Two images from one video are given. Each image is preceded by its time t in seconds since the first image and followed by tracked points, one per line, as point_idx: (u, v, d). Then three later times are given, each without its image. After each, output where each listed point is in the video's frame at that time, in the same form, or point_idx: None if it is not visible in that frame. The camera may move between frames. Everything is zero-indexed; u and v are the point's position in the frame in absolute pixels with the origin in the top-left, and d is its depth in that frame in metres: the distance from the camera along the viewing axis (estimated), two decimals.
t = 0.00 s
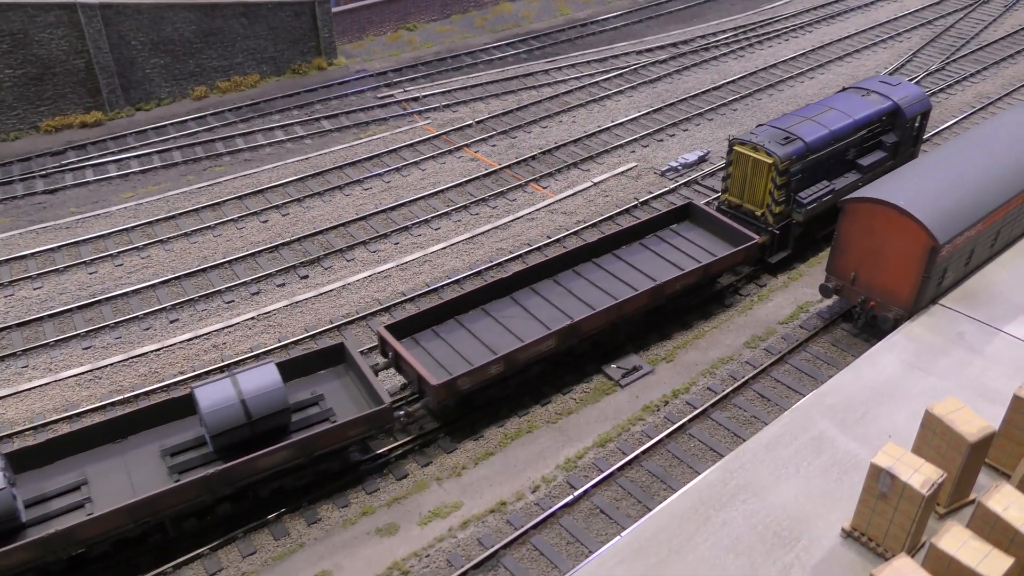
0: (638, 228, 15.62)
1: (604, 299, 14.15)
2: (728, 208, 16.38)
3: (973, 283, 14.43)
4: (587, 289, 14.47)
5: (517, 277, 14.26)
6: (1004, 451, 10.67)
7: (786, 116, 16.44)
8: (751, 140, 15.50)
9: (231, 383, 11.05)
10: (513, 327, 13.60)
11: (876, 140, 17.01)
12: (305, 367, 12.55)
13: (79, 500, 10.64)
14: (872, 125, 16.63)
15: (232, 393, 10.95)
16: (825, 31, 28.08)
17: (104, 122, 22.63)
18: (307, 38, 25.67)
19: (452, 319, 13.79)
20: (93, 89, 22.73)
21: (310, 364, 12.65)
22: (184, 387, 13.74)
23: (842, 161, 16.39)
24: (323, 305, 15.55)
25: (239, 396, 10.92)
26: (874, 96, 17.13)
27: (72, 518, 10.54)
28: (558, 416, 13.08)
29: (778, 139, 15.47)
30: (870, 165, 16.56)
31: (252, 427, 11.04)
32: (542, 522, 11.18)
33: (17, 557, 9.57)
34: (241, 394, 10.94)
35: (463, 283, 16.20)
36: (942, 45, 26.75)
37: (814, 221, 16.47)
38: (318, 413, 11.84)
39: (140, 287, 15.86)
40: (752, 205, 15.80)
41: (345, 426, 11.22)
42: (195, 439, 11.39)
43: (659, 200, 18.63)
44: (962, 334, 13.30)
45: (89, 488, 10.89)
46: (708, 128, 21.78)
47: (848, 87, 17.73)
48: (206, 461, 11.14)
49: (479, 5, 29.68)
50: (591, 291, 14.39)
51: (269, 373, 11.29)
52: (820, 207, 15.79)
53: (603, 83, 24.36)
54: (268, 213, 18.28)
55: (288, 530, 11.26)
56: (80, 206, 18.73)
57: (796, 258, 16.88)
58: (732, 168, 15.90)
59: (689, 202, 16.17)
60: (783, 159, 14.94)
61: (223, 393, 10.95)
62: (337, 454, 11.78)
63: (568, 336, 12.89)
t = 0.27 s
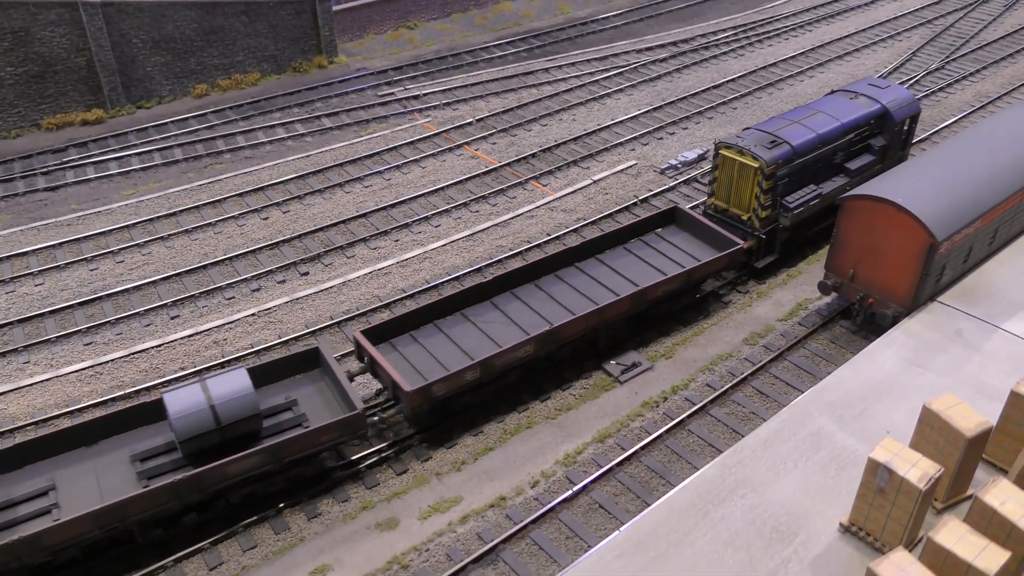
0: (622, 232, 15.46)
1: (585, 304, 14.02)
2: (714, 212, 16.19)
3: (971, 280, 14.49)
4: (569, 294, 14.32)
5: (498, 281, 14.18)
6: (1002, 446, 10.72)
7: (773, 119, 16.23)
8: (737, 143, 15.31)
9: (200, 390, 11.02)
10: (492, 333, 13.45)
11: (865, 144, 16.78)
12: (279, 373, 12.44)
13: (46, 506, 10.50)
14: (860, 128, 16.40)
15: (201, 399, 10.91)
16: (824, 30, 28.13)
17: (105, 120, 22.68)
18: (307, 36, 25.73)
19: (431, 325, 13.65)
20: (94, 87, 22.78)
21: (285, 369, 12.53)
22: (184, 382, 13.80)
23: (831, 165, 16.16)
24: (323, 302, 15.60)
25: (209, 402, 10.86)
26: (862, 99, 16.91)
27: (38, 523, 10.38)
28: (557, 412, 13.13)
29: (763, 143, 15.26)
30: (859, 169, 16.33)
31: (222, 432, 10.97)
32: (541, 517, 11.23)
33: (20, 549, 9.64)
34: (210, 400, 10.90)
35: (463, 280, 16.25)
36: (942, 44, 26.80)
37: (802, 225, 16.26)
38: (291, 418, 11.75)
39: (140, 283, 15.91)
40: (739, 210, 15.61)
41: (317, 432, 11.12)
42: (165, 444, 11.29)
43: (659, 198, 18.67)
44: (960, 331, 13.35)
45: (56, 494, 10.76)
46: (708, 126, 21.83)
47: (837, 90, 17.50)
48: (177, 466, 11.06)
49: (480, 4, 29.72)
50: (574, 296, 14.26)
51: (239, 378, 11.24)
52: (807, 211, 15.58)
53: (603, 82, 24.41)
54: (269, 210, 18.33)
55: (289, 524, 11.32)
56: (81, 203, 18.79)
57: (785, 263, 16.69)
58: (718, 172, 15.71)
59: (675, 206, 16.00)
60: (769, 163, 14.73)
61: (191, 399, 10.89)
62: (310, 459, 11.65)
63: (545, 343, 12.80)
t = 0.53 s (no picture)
0: (605, 237, 15.38)
1: (566, 310, 13.95)
2: (699, 216, 16.12)
3: (969, 278, 14.53)
4: (550, 300, 14.26)
5: (479, 286, 14.12)
6: (999, 443, 10.77)
7: (759, 123, 16.18)
8: (722, 148, 15.25)
9: (169, 396, 10.94)
10: (472, 339, 13.41)
11: (852, 148, 16.73)
12: (252, 379, 12.36)
13: (13, 512, 10.38)
14: (848, 132, 16.36)
15: (170, 405, 10.83)
16: (824, 29, 28.18)
17: (106, 118, 22.74)
18: (308, 35, 25.78)
19: (410, 329, 13.61)
20: (95, 85, 22.84)
21: (259, 375, 12.45)
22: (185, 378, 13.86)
23: (817, 169, 16.11)
24: (323, 299, 15.66)
25: (179, 408, 10.80)
26: (851, 103, 16.85)
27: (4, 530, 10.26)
28: (556, 409, 13.19)
29: (748, 147, 15.22)
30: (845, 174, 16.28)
31: (190, 439, 10.88)
32: (539, 513, 11.29)
33: (25, 542, 9.72)
34: (179, 407, 10.83)
35: (463, 277, 16.30)
36: (941, 44, 26.83)
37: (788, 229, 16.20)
38: (263, 425, 11.65)
39: (141, 281, 15.97)
40: (723, 214, 15.54)
41: (288, 438, 11.02)
42: (135, 450, 11.19)
43: (658, 196, 18.72)
44: (958, 328, 13.40)
45: (24, 501, 10.65)
46: (707, 125, 21.87)
47: (825, 93, 17.44)
48: (146, 472, 10.95)
49: (480, 2, 29.75)
50: (555, 301, 14.20)
51: (209, 385, 11.16)
52: (792, 216, 15.54)
53: (603, 80, 24.45)
54: (269, 208, 18.38)
55: (288, 520, 11.37)
56: (82, 201, 18.84)
57: (772, 266, 16.61)
58: (702, 176, 15.65)
59: (659, 211, 15.93)
60: (753, 167, 14.69)
61: (161, 405, 10.83)
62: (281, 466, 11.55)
63: (527, 348, 12.74)
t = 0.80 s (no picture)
0: (590, 242, 15.27)
1: (550, 316, 13.82)
2: (687, 221, 15.97)
3: (968, 277, 14.57)
4: (534, 306, 14.11)
5: (463, 292, 13.98)
6: (997, 441, 10.82)
7: (747, 128, 16.06)
8: (709, 153, 15.11)
9: (144, 403, 10.82)
10: (455, 346, 13.27)
11: (842, 153, 16.61)
12: (231, 386, 12.27)
13: None
14: (837, 137, 16.24)
15: (145, 412, 10.72)
16: (824, 29, 28.22)
17: (107, 117, 22.79)
18: (309, 35, 25.84)
19: (392, 335, 13.49)
20: (96, 84, 22.89)
21: (238, 381, 12.36)
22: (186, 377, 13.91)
23: (806, 174, 15.97)
24: (324, 299, 15.70)
25: (152, 416, 10.69)
26: (840, 107, 16.72)
27: None
28: (557, 407, 13.24)
29: (736, 152, 15.08)
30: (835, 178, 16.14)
31: (166, 447, 10.78)
32: (540, 511, 11.35)
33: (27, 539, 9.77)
34: (154, 414, 10.72)
35: (464, 276, 16.35)
36: (941, 44, 26.86)
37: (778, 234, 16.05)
38: (240, 432, 11.57)
39: (143, 280, 16.02)
40: (711, 219, 15.40)
41: (263, 446, 10.94)
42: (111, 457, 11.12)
43: (658, 196, 18.76)
44: (957, 327, 13.44)
45: None
46: (707, 125, 21.92)
47: (814, 97, 17.31)
48: (121, 480, 10.88)
49: (481, 2, 29.79)
50: (540, 307, 14.06)
51: (185, 392, 11.05)
52: (781, 221, 15.40)
53: (603, 80, 24.49)
54: (270, 207, 18.43)
55: (290, 517, 11.43)
56: (83, 200, 18.89)
57: (762, 271, 16.47)
58: (689, 182, 15.51)
59: (646, 216, 15.81)
60: (740, 172, 14.55)
61: (134, 413, 10.72)
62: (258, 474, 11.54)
63: (509, 355, 12.62)
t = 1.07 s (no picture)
0: (577, 251, 15.06)
1: (535, 328, 13.63)
2: (676, 230, 15.77)
3: (972, 279, 14.55)
4: (520, 317, 13.93)
5: (445, 302, 13.80)
6: (1002, 443, 10.80)
7: (737, 134, 15.79)
8: (697, 161, 14.89)
9: (115, 416, 10.58)
10: (437, 358, 13.08)
11: (834, 159, 16.31)
12: (206, 398, 12.03)
13: None
14: (828, 144, 15.95)
15: (115, 426, 10.49)
16: (826, 30, 28.19)
17: (109, 119, 22.79)
18: (311, 36, 25.84)
19: (373, 347, 13.28)
20: (99, 86, 22.88)
21: (214, 393, 12.13)
22: (190, 380, 13.90)
23: (797, 181, 15.71)
24: (328, 301, 15.69)
25: (123, 430, 10.45)
26: (832, 113, 16.41)
27: None
28: (561, 409, 13.23)
29: (724, 160, 14.85)
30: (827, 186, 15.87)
31: (137, 461, 10.57)
32: (545, 513, 11.33)
33: (33, 542, 9.75)
34: (124, 428, 10.48)
35: (467, 278, 16.33)
36: (943, 44, 26.84)
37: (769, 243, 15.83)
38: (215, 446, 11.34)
39: (146, 282, 16.02)
40: (699, 228, 15.20)
41: (236, 462, 10.70)
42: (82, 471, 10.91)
43: (661, 197, 18.74)
44: (961, 329, 13.42)
45: None
46: (710, 126, 21.90)
47: (807, 102, 17.02)
48: (92, 495, 10.67)
49: (483, 3, 29.77)
50: (525, 319, 13.87)
51: (157, 405, 10.80)
52: (771, 230, 15.15)
53: (606, 81, 24.48)
54: (273, 209, 18.42)
55: (294, 521, 11.42)
56: (86, 202, 18.89)
57: (754, 279, 16.26)
58: (678, 190, 15.30)
59: (634, 224, 15.59)
60: (729, 181, 14.33)
61: (104, 427, 10.48)
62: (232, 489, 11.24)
63: (491, 367, 12.45)
